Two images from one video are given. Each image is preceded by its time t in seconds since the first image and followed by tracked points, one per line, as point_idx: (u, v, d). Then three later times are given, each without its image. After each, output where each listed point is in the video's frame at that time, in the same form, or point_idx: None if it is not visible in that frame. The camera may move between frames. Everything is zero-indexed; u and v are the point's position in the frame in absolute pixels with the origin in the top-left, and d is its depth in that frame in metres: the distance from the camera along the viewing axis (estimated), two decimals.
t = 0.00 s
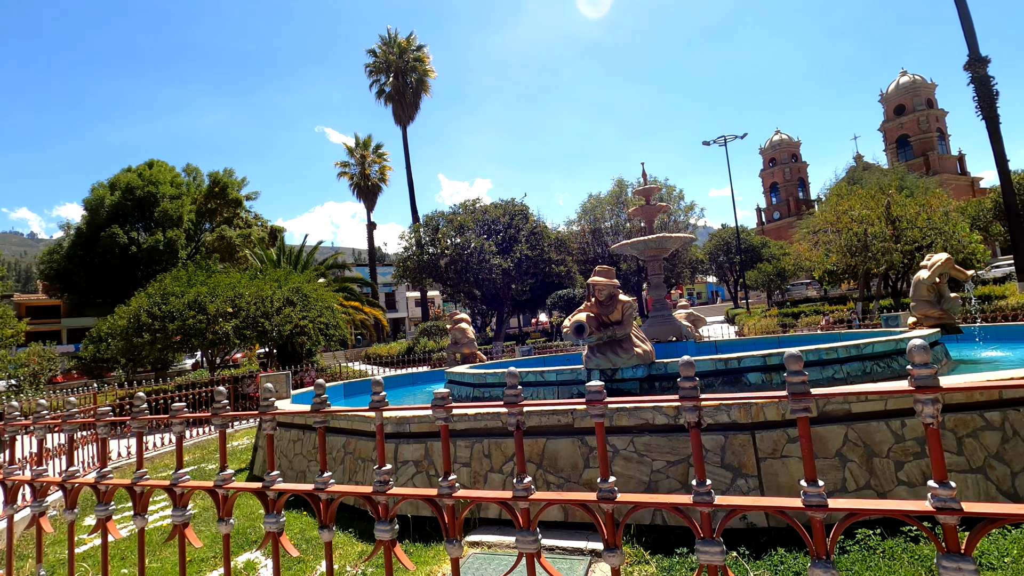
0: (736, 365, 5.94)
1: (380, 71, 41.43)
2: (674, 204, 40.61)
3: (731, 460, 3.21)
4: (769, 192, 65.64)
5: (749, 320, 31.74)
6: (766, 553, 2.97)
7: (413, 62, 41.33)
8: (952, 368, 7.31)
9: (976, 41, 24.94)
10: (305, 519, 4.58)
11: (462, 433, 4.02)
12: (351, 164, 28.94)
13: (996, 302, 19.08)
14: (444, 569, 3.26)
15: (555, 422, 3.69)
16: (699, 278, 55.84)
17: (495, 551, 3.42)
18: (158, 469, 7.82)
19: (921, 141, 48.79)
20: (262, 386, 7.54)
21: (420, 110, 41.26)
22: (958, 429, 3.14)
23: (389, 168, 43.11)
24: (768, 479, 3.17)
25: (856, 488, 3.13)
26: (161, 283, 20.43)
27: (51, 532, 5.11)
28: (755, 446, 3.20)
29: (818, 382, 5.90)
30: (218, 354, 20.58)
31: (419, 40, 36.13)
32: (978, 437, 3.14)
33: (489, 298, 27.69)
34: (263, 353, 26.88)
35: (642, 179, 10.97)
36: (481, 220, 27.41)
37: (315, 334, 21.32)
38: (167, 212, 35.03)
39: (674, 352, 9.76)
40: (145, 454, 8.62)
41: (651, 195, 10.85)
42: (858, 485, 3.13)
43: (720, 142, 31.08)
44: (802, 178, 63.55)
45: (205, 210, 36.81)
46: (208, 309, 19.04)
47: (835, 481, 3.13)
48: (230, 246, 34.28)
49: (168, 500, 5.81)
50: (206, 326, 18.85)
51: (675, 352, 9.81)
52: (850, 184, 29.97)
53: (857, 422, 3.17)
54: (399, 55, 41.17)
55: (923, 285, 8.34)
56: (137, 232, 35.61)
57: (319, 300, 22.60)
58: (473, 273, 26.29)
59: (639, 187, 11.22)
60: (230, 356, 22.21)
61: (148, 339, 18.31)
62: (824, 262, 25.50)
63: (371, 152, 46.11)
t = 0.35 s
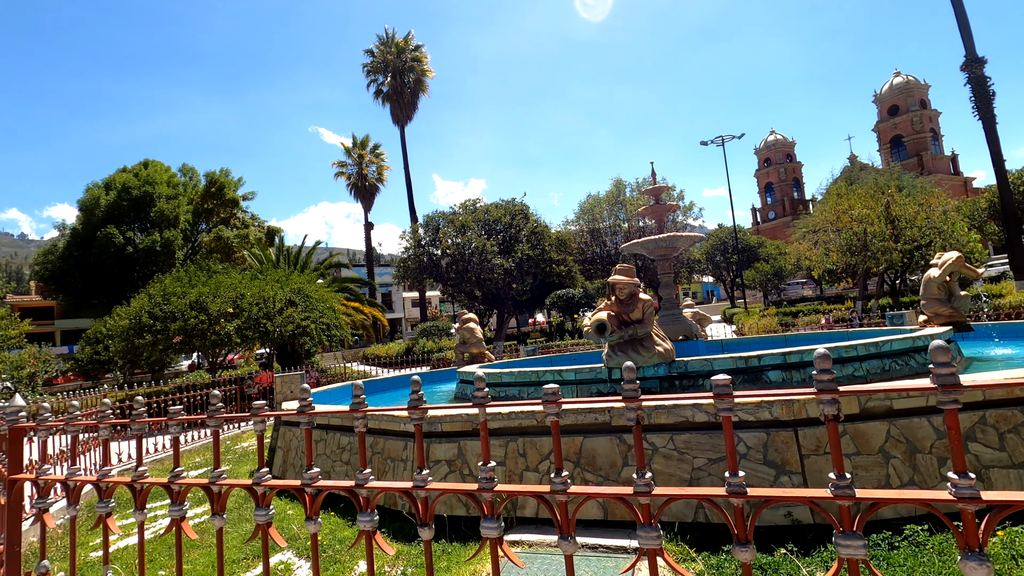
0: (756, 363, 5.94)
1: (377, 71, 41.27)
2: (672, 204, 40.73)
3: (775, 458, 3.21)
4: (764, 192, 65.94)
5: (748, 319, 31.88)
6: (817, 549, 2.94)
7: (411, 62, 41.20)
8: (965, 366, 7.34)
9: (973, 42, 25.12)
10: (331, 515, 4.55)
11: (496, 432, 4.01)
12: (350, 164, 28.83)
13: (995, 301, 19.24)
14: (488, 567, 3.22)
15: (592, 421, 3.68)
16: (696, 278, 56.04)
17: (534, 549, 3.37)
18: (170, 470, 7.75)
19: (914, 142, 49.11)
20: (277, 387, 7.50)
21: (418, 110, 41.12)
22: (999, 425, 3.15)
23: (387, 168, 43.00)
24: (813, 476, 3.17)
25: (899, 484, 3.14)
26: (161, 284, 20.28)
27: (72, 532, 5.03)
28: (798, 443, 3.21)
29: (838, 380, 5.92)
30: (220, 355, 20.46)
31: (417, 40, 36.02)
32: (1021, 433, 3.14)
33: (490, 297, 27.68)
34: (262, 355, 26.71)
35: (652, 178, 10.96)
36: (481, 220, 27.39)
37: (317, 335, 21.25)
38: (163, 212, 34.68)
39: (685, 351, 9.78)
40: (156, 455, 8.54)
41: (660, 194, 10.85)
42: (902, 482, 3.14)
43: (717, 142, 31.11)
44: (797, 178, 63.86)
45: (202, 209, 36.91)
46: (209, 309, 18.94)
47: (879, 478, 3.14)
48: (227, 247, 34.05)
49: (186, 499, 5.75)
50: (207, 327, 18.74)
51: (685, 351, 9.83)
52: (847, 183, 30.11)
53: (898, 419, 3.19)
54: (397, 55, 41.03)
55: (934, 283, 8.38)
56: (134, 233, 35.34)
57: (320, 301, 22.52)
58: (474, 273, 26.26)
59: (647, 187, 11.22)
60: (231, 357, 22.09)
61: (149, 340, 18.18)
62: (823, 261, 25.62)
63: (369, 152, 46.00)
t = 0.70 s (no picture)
0: (776, 357, 5.86)
1: (374, 68, 41.01)
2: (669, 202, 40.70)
3: (818, 449, 3.14)
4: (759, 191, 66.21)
5: (744, 318, 31.97)
6: (868, 541, 2.86)
7: (408, 60, 40.89)
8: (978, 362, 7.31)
9: (970, 41, 25.25)
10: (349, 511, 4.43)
11: (524, 426, 3.92)
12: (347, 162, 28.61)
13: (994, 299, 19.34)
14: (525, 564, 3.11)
15: (626, 414, 3.61)
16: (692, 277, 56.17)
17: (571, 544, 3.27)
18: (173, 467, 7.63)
19: (907, 142, 49.35)
20: (285, 382, 7.39)
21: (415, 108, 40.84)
22: None
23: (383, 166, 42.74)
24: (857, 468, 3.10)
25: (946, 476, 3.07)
26: (157, 281, 20.00)
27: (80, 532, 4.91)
28: (844, 434, 3.12)
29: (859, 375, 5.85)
30: (217, 353, 20.22)
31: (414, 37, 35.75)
32: None
33: (489, 295, 27.54)
34: (259, 353, 26.46)
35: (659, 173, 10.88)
36: (481, 217, 27.26)
37: (316, 333, 21.08)
38: (156, 210, 33.09)
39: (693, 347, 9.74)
40: (158, 452, 8.39)
41: (669, 189, 10.76)
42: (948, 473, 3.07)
43: (715, 140, 31.17)
44: (791, 178, 64.12)
45: (196, 207, 36.52)
46: (207, 307, 18.71)
47: (926, 468, 3.07)
48: (222, 245, 33.68)
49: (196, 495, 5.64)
50: (205, 324, 18.50)
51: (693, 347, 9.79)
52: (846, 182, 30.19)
53: (944, 409, 3.12)
54: (393, 52, 40.71)
55: (945, 279, 8.36)
56: (129, 230, 34.91)
57: (319, 298, 22.30)
58: (474, 271, 26.04)
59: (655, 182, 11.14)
60: (227, 355, 21.85)
61: (146, 337, 17.94)
62: (822, 259, 25.66)
63: (365, 150, 45.70)
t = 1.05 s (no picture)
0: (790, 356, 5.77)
1: (364, 65, 40.61)
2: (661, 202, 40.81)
3: (861, 451, 3.02)
4: (747, 192, 66.80)
5: (736, 317, 32.10)
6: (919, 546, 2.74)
7: (399, 57, 40.56)
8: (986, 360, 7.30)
9: (958, 44, 25.57)
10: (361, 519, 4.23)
11: (547, 428, 3.77)
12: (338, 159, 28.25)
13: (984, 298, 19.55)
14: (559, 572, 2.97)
15: (655, 414, 3.47)
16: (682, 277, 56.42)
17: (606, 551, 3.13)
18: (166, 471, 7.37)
19: (892, 144, 49.88)
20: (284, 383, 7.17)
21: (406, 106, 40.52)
22: None
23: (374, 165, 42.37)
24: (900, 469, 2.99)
25: (992, 477, 2.96)
26: (144, 280, 19.54)
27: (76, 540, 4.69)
28: (886, 435, 3.02)
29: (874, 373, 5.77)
30: (205, 353, 19.79)
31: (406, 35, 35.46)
32: None
33: (482, 294, 27.34)
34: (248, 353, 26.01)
35: (662, 170, 10.77)
36: (474, 216, 27.06)
37: (308, 333, 20.74)
38: (142, 207, 32.76)
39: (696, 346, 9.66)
40: (150, 455, 8.10)
41: (671, 186, 10.65)
42: (995, 474, 2.96)
43: (707, 141, 31.19)
44: (778, 180, 64.71)
45: (182, 204, 35.85)
46: (196, 305, 18.31)
47: (972, 470, 2.97)
48: (210, 243, 33.08)
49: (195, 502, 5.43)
50: (194, 324, 18.09)
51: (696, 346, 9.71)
52: (836, 182, 30.44)
53: (986, 408, 3.02)
54: (384, 49, 40.34)
55: (950, 277, 8.36)
56: (113, 228, 34.19)
57: (311, 298, 21.96)
58: (467, 270, 25.71)
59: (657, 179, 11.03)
60: (215, 355, 21.42)
61: (133, 337, 17.51)
62: (815, 259, 25.79)
63: (355, 148, 45.25)
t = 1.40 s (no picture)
0: (811, 352, 5.70)
1: (358, 63, 40.21)
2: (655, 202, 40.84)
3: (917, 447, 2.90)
4: (738, 193, 67.20)
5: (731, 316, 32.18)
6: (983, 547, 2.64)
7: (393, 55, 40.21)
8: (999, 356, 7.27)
9: (952, 45, 25.75)
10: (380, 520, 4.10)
11: (578, 425, 3.62)
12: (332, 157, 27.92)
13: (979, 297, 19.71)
14: None
15: (694, 410, 3.33)
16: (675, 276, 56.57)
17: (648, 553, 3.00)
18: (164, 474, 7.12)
19: (881, 145, 50.26)
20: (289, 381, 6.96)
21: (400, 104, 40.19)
22: None
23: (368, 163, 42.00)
24: (957, 465, 2.87)
25: None
26: (135, 279, 19.12)
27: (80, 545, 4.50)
28: (942, 430, 2.90)
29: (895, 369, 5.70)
30: (198, 354, 19.42)
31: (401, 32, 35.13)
32: None
33: (479, 293, 27.13)
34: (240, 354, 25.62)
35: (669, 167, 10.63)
36: (471, 215, 26.85)
37: (304, 332, 20.44)
38: (132, 205, 32.23)
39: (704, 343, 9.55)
40: (147, 458, 7.85)
41: (678, 182, 10.51)
42: None
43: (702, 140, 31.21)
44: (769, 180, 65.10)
45: (173, 203, 35.27)
46: (189, 304, 17.95)
47: None
48: (201, 242, 32.57)
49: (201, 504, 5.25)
50: (187, 323, 17.73)
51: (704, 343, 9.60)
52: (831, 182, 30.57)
53: None
54: (379, 47, 39.97)
55: (960, 273, 8.32)
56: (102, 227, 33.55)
57: (306, 297, 21.67)
58: (464, 269, 25.45)
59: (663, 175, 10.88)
60: (208, 356, 21.03)
61: (125, 337, 17.11)
62: (811, 258, 25.86)
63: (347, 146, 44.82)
